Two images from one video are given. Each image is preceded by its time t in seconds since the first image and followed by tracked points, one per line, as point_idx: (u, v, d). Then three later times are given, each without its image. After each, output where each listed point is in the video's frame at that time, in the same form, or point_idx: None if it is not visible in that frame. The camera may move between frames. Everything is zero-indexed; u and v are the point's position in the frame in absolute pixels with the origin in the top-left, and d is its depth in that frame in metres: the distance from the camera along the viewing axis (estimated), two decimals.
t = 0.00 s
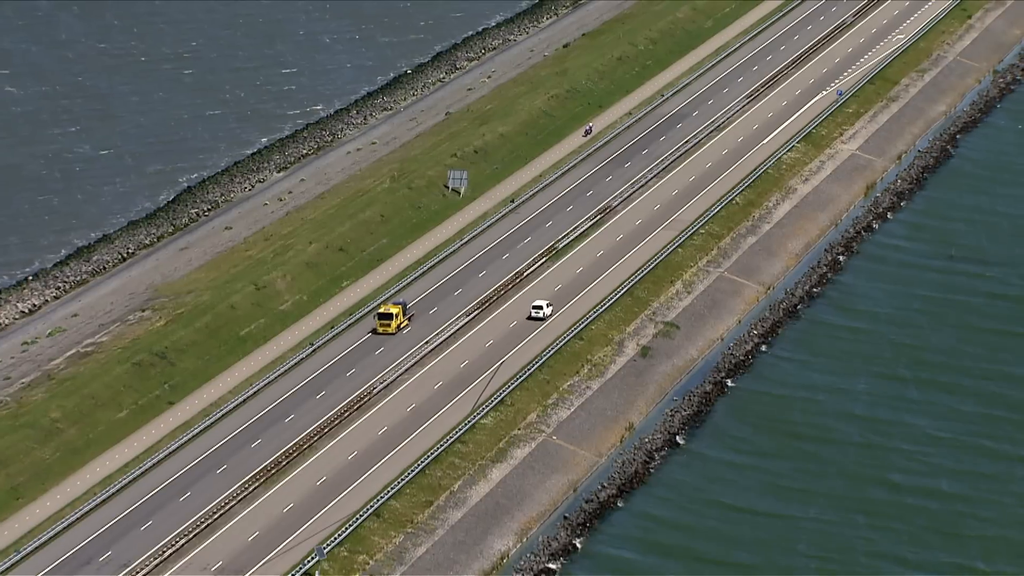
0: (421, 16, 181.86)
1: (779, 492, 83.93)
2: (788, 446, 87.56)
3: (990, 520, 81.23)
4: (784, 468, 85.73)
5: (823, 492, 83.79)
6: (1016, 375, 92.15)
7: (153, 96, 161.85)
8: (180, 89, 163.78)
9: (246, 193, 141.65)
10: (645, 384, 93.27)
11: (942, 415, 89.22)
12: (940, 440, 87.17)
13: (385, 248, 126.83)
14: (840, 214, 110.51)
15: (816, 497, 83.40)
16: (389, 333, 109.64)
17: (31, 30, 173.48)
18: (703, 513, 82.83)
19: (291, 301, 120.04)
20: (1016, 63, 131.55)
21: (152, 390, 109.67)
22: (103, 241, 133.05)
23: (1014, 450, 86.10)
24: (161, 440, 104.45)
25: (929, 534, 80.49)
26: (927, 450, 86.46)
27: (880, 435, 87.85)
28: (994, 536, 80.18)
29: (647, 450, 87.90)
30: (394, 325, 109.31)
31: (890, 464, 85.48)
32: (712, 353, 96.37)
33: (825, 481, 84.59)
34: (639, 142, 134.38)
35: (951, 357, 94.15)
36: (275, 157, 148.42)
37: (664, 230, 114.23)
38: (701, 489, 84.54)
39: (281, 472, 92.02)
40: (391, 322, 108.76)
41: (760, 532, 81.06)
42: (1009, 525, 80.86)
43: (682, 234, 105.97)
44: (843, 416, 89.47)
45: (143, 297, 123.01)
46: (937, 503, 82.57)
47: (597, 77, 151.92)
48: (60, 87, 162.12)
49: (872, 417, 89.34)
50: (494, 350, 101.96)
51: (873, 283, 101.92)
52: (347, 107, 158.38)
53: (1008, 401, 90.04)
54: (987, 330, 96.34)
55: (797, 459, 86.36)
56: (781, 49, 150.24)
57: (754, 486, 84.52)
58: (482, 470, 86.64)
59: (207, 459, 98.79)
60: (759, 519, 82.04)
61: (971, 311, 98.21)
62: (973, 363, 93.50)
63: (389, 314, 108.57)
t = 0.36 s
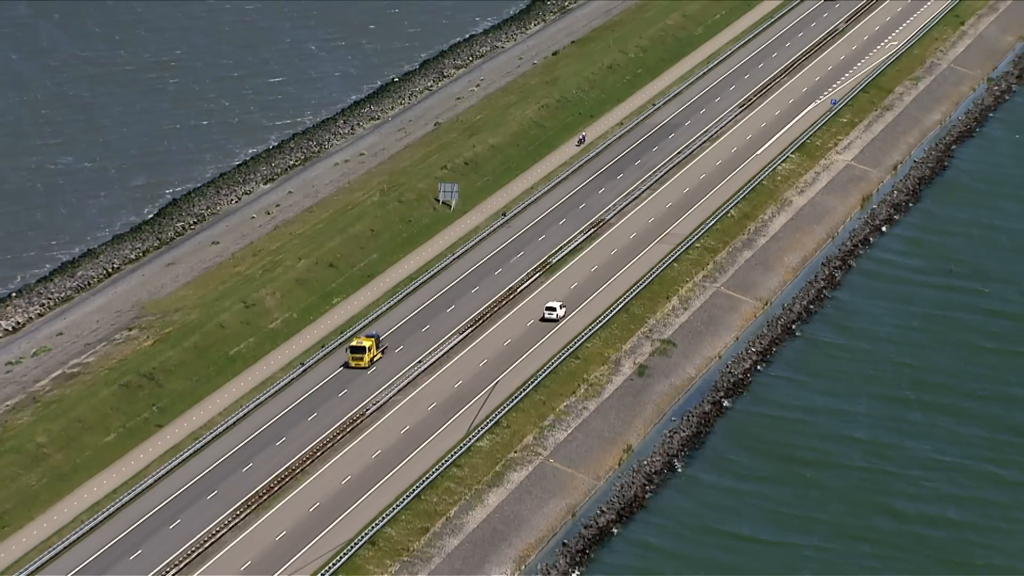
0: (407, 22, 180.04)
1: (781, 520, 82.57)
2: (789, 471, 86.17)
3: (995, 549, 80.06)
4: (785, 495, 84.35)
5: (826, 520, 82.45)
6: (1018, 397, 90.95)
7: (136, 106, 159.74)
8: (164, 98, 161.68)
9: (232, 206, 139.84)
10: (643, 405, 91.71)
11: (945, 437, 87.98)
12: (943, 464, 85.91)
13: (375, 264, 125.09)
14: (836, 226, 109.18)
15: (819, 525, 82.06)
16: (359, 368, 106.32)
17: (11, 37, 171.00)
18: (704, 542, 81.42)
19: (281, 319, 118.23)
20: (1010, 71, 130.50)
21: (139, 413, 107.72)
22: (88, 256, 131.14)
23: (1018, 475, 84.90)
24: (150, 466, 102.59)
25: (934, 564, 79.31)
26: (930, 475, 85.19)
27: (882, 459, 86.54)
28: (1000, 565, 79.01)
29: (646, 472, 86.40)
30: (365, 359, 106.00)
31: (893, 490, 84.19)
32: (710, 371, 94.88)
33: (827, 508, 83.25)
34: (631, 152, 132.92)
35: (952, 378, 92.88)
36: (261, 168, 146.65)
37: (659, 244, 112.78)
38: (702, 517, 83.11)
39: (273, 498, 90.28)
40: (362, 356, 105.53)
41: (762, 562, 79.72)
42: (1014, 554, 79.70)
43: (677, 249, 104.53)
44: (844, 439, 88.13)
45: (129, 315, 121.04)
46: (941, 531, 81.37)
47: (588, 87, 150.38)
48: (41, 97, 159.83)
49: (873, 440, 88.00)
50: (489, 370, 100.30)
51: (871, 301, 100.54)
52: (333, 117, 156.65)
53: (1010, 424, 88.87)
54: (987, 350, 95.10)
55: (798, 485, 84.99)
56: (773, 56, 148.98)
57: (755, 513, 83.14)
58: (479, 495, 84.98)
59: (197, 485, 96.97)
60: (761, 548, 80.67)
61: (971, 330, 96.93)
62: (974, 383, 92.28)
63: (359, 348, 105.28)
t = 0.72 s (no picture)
0: (393, 29, 178.25)
1: (784, 549, 80.92)
2: (791, 498, 84.47)
3: None
4: (788, 523, 82.69)
5: (830, 549, 80.82)
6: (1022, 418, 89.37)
7: (119, 116, 157.72)
8: (146, 107, 159.65)
9: (218, 218, 138.09)
10: (640, 425, 90.27)
11: (948, 461, 86.38)
12: (947, 489, 84.32)
13: (365, 279, 123.34)
14: (832, 238, 108.01)
15: (822, 554, 80.42)
16: (332, 405, 103.27)
17: None
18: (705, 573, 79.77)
19: (270, 338, 116.45)
20: (1003, 78, 129.56)
21: (127, 436, 105.87)
22: (71, 271, 129.49)
23: None
24: (138, 492, 100.79)
25: None
26: (935, 501, 83.57)
27: (885, 484, 84.91)
28: None
29: (645, 496, 85.12)
30: (338, 396, 102.87)
31: (897, 517, 82.58)
32: (708, 390, 93.52)
33: (831, 536, 81.61)
34: (622, 163, 131.49)
35: (954, 398, 91.21)
36: (246, 179, 145.00)
37: (653, 258, 111.40)
38: (703, 547, 81.41)
39: (265, 525, 88.47)
40: (335, 392, 102.40)
41: None
42: None
43: (672, 264, 103.27)
44: (846, 463, 86.47)
45: (115, 333, 119.17)
46: (947, 560, 79.82)
47: (577, 96, 148.90)
48: (22, 107, 157.64)
49: (876, 465, 86.29)
50: (483, 390, 98.68)
51: (870, 319, 98.89)
52: (319, 126, 154.98)
53: (1014, 445, 87.26)
54: (989, 369, 93.51)
55: (801, 513, 83.34)
56: (764, 64, 147.70)
57: (758, 542, 81.47)
58: (475, 521, 83.41)
59: (186, 511, 95.17)
60: None
61: (973, 349, 95.30)
62: (977, 403, 90.66)
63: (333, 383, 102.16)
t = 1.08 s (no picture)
0: (375, 35, 176.42)
1: None
2: (790, 524, 82.91)
3: None
4: (787, 551, 81.12)
5: None
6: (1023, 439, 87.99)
7: (98, 125, 155.56)
8: (126, 116, 157.48)
9: (201, 231, 136.18)
10: (636, 446, 88.86)
11: (949, 485, 84.92)
12: (949, 515, 82.84)
13: (353, 295, 121.60)
14: (826, 251, 106.83)
15: None
16: (300, 445, 100.10)
17: None
18: None
19: (256, 356, 114.64)
20: (994, 85, 128.62)
21: (111, 460, 103.91)
22: (52, 286, 127.45)
23: None
24: (124, 518, 98.96)
25: None
26: (936, 527, 82.03)
27: (885, 510, 83.38)
28: None
29: (642, 520, 83.71)
30: (306, 435, 99.78)
31: (898, 544, 81.06)
32: (703, 409, 92.16)
33: (832, 565, 80.04)
34: (612, 174, 130.06)
35: (954, 418, 89.84)
36: (229, 190, 143.15)
37: (645, 271, 110.03)
38: None
39: (254, 553, 86.63)
40: (303, 431, 99.36)
41: None
42: None
43: (665, 279, 101.93)
44: (846, 489, 84.95)
45: (98, 351, 117.14)
46: None
47: (565, 104, 147.50)
48: None
49: (876, 489, 84.85)
50: (475, 411, 97.05)
51: (866, 336, 97.43)
52: (301, 135, 153.19)
53: (1015, 468, 85.91)
54: (989, 388, 92.15)
55: (801, 540, 81.78)
56: (752, 70, 146.47)
57: (757, 571, 79.89)
58: (469, 547, 81.86)
59: (173, 538, 93.30)
60: None
61: (970, 366, 93.95)
62: (978, 426, 89.18)
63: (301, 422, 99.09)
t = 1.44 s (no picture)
0: (355, 41, 174.53)
1: None
2: (788, 554, 81.76)
3: None
4: None
5: None
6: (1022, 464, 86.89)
7: (74, 135, 153.35)
8: (104, 125, 155.29)
9: (182, 244, 134.27)
10: (630, 468, 87.53)
11: (948, 513, 83.79)
12: (949, 544, 81.76)
13: (338, 311, 119.87)
14: (818, 264, 105.69)
15: None
16: (265, 487, 96.76)
17: None
18: None
19: (241, 376, 112.77)
20: (982, 92, 127.74)
21: (94, 485, 102.01)
22: (31, 302, 125.48)
23: None
24: (109, 545, 97.14)
25: None
26: (936, 557, 80.95)
27: (884, 539, 82.26)
28: None
29: (638, 545, 82.49)
30: (270, 477, 96.47)
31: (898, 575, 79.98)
32: (697, 429, 90.89)
33: None
34: (599, 185, 128.63)
35: (952, 442, 88.67)
36: (210, 202, 141.27)
37: (635, 286, 108.66)
38: None
39: None
40: (267, 473, 96.03)
41: None
42: None
43: (655, 294, 100.56)
44: (844, 516, 83.77)
45: (79, 371, 115.10)
46: None
47: (550, 113, 146.05)
48: None
49: (876, 517, 83.65)
50: (466, 433, 95.49)
51: (862, 355, 96.16)
52: (282, 145, 151.38)
53: (1015, 495, 84.83)
54: (986, 411, 91.04)
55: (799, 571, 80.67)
56: (738, 78, 145.28)
57: None
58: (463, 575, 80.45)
59: (159, 567, 91.54)
60: None
61: (968, 388, 92.75)
62: (977, 450, 88.05)
63: (265, 464, 95.81)
